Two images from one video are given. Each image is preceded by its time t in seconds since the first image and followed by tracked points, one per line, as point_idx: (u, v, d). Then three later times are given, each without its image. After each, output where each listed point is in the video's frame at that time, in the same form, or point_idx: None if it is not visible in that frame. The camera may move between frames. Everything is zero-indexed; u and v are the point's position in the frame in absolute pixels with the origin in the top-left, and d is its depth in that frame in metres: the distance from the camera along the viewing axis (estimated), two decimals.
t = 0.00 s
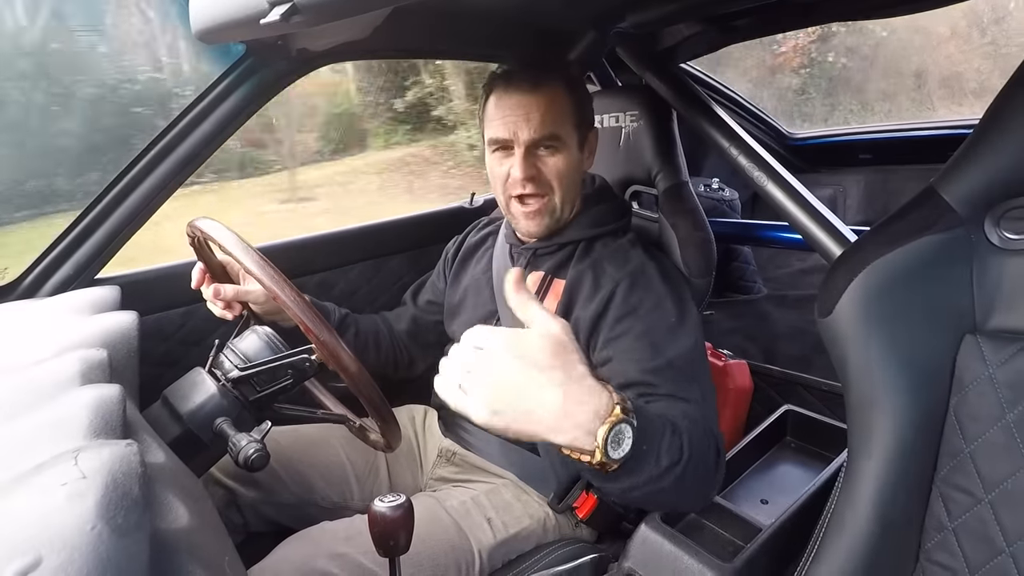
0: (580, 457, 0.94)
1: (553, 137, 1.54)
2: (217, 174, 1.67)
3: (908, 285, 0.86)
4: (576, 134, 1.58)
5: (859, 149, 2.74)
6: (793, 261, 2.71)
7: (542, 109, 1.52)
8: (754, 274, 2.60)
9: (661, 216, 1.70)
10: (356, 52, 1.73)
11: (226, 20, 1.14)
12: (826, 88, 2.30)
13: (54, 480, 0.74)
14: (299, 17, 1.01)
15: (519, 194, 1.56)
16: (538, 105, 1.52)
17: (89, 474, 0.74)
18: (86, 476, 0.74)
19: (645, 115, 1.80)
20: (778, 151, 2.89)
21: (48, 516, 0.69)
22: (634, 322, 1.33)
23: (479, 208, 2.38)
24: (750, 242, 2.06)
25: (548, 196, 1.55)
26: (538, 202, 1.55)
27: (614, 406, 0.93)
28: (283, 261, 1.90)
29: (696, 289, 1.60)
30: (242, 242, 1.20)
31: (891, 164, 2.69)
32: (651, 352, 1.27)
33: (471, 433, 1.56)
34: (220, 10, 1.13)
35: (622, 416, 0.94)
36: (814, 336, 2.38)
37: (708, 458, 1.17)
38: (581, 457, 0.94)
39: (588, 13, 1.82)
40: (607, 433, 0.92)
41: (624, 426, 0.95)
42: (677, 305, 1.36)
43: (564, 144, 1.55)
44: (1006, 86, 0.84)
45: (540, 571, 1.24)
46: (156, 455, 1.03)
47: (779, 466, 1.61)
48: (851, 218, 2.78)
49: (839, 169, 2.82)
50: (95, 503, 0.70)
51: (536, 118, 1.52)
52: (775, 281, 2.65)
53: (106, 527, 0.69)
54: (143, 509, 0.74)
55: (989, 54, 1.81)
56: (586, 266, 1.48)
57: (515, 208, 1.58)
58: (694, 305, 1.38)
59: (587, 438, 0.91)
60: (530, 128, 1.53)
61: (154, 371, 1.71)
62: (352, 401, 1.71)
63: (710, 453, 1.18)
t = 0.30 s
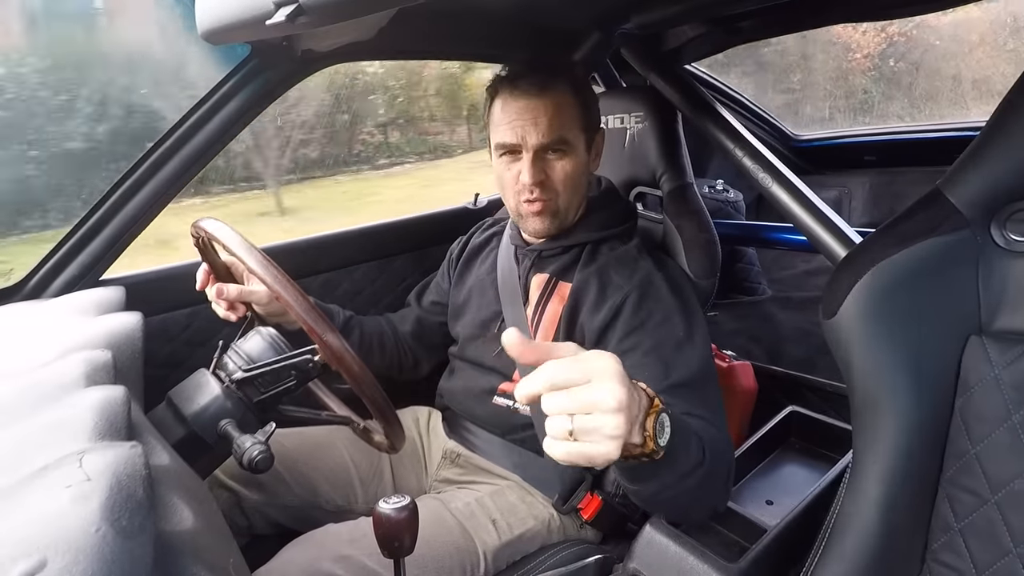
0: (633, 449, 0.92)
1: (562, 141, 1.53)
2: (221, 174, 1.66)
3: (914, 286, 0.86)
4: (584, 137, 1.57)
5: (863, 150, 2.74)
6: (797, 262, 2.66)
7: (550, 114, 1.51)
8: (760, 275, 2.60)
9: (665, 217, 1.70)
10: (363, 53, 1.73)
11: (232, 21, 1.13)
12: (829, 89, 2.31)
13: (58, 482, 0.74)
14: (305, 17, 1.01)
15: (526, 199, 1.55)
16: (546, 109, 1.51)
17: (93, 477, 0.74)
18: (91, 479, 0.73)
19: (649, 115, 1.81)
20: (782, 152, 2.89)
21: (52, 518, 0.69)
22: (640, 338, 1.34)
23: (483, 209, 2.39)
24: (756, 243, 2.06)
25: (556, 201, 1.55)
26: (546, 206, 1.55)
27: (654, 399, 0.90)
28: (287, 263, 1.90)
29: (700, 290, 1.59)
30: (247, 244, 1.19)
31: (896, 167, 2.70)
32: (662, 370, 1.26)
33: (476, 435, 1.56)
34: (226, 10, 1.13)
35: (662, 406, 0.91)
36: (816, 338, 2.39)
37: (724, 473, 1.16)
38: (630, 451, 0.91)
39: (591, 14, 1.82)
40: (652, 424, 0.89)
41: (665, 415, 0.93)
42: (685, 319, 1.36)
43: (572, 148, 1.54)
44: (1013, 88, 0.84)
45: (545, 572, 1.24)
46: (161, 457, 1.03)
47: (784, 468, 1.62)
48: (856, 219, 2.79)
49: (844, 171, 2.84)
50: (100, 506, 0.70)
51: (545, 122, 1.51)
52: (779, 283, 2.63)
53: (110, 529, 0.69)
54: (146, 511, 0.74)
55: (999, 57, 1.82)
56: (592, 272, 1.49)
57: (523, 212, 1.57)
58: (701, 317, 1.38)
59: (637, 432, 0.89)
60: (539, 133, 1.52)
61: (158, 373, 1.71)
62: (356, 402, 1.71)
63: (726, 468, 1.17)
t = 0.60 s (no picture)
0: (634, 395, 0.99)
1: (540, 143, 1.54)
2: (227, 179, 1.68)
3: (918, 290, 0.85)
4: (569, 141, 1.56)
5: (870, 153, 2.72)
6: (802, 265, 2.69)
7: (529, 117, 1.53)
8: (764, 279, 2.57)
9: (669, 220, 1.69)
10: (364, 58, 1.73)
11: (236, 28, 1.14)
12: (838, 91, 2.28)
13: (65, 484, 0.74)
14: (307, 23, 1.01)
15: (511, 200, 1.59)
16: (524, 112, 1.53)
17: (99, 479, 0.74)
18: (96, 481, 0.74)
19: (653, 119, 1.79)
20: (788, 155, 2.87)
21: (58, 521, 0.69)
22: (654, 328, 1.34)
23: (486, 213, 2.39)
24: (761, 247, 2.05)
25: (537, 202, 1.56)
26: (529, 207, 1.57)
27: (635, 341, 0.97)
28: (292, 266, 1.92)
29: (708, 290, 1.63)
30: (251, 249, 1.20)
31: (898, 169, 2.67)
32: (672, 357, 1.26)
33: (479, 438, 1.56)
34: (231, 17, 1.14)
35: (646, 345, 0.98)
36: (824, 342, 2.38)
37: (733, 433, 1.19)
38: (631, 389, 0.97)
39: (596, 17, 1.82)
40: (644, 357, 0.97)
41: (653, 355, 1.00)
42: (695, 308, 1.36)
43: (552, 150, 1.55)
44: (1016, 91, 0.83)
45: None
46: (165, 459, 1.04)
47: (790, 473, 1.60)
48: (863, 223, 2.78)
49: (848, 174, 2.81)
50: (105, 508, 0.71)
51: (522, 125, 1.54)
52: (785, 286, 2.64)
53: (115, 532, 0.69)
54: (151, 513, 0.74)
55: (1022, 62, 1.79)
56: (597, 272, 1.48)
57: (508, 212, 1.61)
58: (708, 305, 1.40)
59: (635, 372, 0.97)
60: (515, 135, 1.55)
61: (163, 376, 1.72)
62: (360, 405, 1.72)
63: (734, 428, 1.20)
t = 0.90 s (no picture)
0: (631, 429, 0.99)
1: (549, 145, 1.56)
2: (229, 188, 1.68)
3: (920, 299, 0.85)
4: (578, 144, 1.58)
5: (870, 162, 2.74)
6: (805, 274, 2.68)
7: (538, 119, 1.55)
8: (767, 287, 2.54)
9: (672, 229, 1.71)
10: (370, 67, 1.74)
11: (242, 38, 1.14)
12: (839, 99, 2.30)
13: (68, 495, 0.74)
14: (313, 32, 1.01)
15: (516, 201, 1.61)
16: (535, 113, 1.55)
17: (102, 490, 0.74)
18: (99, 491, 0.74)
19: (657, 127, 1.80)
20: (789, 163, 2.89)
21: (60, 532, 0.68)
22: (654, 344, 1.35)
23: (489, 221, 2.39)
24: (763, 255, 2.06)
25: (543, 202, 1.57)
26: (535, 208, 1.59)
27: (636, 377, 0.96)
28: (295, 275, 1.91)
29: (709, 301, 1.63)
30: (256, 258, 1.20)
31: (902, 178, 2.69)
32: (672, 377, 1.28)
33: (482, 447, 1.56)
34: (237, 27, 1.14)
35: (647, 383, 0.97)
36: (826, 350, 2.39)
37: (732, 456, 1.19)
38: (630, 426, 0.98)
39: (598, 27, 1.83)
40: (643, 395, 0.97)
41: (655, 393, 0.99)
42: (695, 324, 1.36)
43: (561, 152, 1.57)
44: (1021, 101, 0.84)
45: None
46: (168, 470, 1.03)
47: (795, 482, 1.60)
48: (864, 231, 2.79)
49: (850, 182, 2.82)
50: (108, 518, 0.70)
51: (532, 126, 1.56)
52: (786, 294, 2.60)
53: (118, 542, 0.69)
54: (155, 524, 0.74)
55: None
56: (600, 283, 1.49)
57: (513, 212, 1.62)
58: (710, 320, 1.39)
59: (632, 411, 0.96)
60: (525, 136, 1.57)
61: (166, 386, 1.72)
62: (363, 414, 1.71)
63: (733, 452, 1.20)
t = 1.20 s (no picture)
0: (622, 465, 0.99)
1: (540, 146, 1.56)
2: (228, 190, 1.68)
3: (918, 301, 0.85)
4: (570, 144, 1.58)
5: (870, 165, 2.74)
6: (804, 276, 2.69)
7: (530, 120, 1.55)
8: (766, 289, 2.57)
9: (670, 230, 1.71)
10: (369, 69, 1.74)
11: (241, 41, 1.14)
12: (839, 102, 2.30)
13: (66, 497, 0.73)
14: (312, 35, 1.01)
15: (510, 201, 1.60)
16: (527, 113, 1.55)
17: (101, 492, 0.74)
18: (98, 494, 0.74)
19: (655, 130, 1.80)
20: (788, 165, 2.89)
21: (59, 534, 0.68)
22: (646, 354, 1.34)
23: (488, 223, 2.39)
24: (762, 257, 2.07)
25: (534, 201, 1.57)
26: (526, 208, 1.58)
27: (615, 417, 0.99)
28: (295, 277, 1.91)
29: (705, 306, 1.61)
30: (254, 259, 1.20)
31: (901, 181, 2.69)
32: (664, 388, 1.29)
33: (481, 449, 1.56)
34: (236, 29, 1.14)
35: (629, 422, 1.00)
36: (825, 352, 2.39)
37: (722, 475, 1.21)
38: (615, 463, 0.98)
39: (597, 31, 1.83)
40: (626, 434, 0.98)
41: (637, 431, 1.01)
42: (687, 334, 1.37)
43: (552, 152, 1.56)
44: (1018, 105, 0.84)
45: None
46: (167, 472, 1.03)
47: (792, 485, 1.61)
48: (864, 233, 2.79)
49: (848, 185, 2.83)
50: (106, 521, 0.70)
51: (524, 126, 1.56)
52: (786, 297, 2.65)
53: (117, 545, 0.69)
54: (153, 526, 0.74)
55: None
56: (595, 289, 1.48)
57: (506, 212, 1.62)
58: (703, 330, 1.39)
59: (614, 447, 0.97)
60: (516, 137, 1.57)
61: (165, 387, 1.72)
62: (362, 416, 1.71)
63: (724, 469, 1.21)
